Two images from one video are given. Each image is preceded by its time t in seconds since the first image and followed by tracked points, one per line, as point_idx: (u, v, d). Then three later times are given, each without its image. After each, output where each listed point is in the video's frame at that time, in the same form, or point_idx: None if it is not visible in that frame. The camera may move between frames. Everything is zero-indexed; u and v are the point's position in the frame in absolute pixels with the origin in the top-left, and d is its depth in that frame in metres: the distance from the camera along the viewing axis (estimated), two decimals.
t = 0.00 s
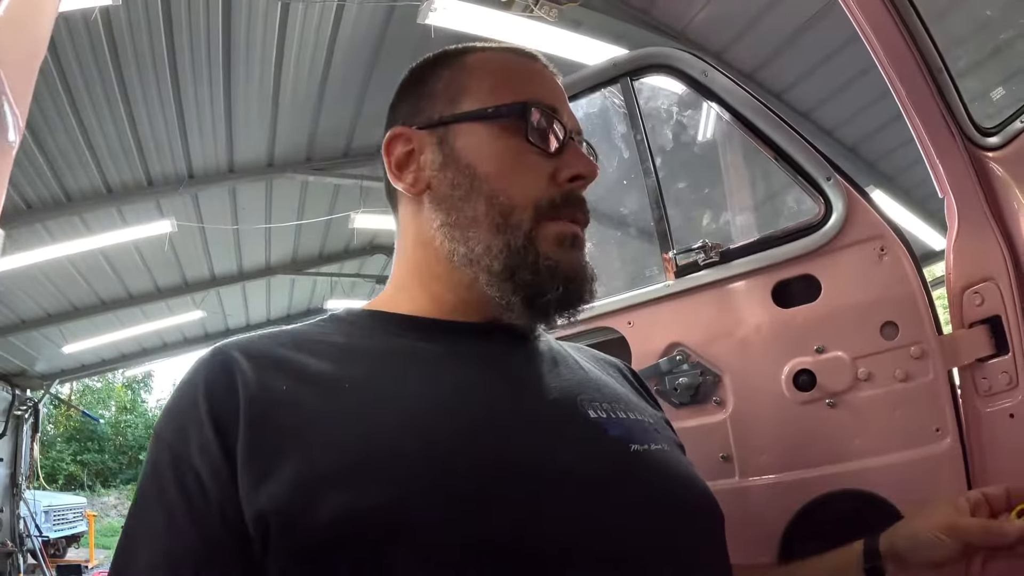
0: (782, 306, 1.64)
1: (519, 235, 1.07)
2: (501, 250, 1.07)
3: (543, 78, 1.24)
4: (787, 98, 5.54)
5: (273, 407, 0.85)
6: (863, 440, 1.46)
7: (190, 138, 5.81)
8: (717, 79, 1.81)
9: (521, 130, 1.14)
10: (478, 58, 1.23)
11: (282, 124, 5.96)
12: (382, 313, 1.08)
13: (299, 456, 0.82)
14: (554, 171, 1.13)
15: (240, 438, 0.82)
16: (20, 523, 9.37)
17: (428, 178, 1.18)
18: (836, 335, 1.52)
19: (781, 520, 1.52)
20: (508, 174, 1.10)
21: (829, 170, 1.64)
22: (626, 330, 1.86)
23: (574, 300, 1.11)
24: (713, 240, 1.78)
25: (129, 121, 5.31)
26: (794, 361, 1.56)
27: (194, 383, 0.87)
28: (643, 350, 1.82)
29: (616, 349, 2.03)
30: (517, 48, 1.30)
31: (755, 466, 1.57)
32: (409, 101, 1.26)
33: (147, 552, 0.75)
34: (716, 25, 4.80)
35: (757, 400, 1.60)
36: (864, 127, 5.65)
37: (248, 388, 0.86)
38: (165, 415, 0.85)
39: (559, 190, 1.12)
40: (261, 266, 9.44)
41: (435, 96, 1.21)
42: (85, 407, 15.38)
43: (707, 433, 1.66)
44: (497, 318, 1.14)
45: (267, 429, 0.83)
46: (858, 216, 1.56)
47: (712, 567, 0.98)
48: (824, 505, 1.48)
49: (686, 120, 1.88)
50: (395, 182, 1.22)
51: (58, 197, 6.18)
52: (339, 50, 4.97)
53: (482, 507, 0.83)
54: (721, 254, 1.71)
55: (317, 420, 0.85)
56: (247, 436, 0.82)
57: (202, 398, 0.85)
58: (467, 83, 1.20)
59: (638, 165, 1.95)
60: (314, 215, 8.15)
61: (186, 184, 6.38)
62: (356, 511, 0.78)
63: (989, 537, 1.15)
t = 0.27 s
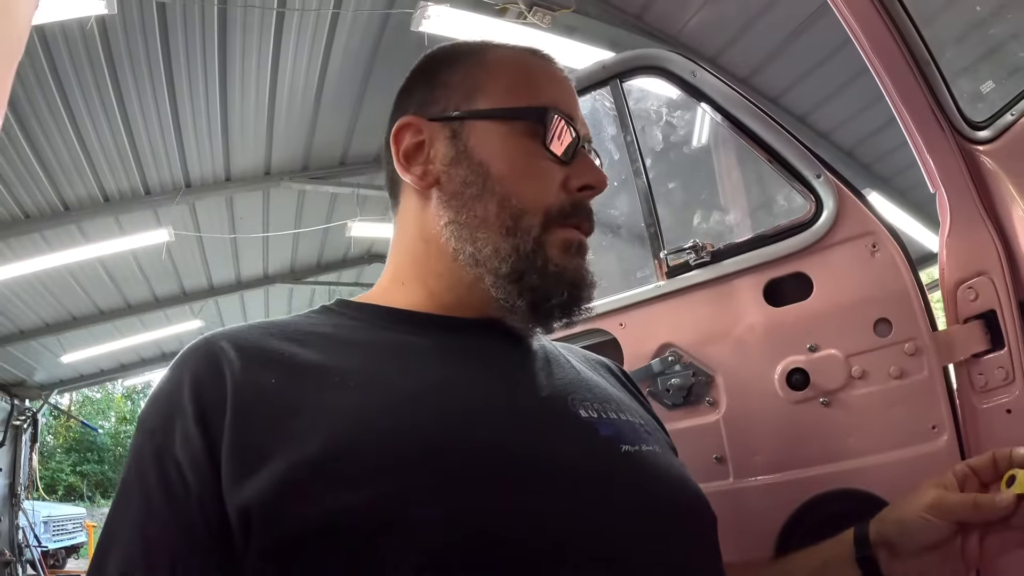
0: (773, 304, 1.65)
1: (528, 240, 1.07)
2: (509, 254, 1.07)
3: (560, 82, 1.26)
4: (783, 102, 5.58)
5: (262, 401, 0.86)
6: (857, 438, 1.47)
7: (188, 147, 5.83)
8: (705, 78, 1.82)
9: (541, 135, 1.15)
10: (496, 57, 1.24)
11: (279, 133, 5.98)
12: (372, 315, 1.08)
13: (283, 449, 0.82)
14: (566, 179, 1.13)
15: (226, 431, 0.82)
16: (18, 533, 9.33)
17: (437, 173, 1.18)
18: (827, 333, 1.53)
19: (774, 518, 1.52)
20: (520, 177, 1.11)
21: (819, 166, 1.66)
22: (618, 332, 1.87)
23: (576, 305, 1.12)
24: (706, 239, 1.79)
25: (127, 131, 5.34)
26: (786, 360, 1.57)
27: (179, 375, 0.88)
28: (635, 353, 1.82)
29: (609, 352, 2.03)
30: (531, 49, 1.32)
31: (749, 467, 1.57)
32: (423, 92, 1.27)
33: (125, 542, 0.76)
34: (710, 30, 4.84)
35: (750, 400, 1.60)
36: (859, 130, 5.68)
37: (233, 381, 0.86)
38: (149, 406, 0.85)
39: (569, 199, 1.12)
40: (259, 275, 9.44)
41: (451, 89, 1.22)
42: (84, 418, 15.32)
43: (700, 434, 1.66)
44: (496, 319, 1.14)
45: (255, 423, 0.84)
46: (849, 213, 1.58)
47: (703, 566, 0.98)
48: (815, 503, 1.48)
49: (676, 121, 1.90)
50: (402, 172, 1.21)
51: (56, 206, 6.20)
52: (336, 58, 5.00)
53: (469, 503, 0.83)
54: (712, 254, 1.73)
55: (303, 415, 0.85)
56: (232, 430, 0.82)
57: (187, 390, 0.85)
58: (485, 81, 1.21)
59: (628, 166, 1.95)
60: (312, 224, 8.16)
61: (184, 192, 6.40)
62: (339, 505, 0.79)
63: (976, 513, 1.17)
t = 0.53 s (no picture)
0: (770, 300, 1.65)
1: (537, 229, 1.08)
2: (517, 243, 1.07)
3: (570, 69, 1.27)
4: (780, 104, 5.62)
5: (259, 391, 0.85)
6: (856, 432, 1.47)
7: (185, 152, 5.84)
8: (699, 77, 1.83)
9: (551, 122, 1.15)
10: (507, 42, 1.25)
11: (277, 138, 6.00)
12: (371, 305, 1.09)
13: (282, 440, 0.82)
14: (576, 167, 1.14)
15: (223, 422, 0.82)
16: (16, 539, 9.30)
17: (445, 159, 1.19)
18: (825, 328, 1.53)
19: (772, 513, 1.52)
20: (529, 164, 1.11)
21: (813, 163, 1.66)
22: (615, 330, 1.87)
23: (583, 297, 1.12)
24: (702, 237, 1.80)
25: (125, 135, 5.35)
26: (783, 355, 1.57)
27: (179, 365, 0.88)
28: (633, 350, 1.83)
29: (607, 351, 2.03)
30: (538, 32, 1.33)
31: (747, 462, 1.57)
32: (431, 79, 1.27)
33: (120, 534, 0.76)
34: (705, 33, 4.87)
35: (748, 395, 1.60)
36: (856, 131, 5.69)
37: (233, 371, 0.86)
38: (148, 397, 0.86)
39: (580, 186, 1.13)
40: (257, 280, 9.45)
41: (460, 74, 1.23)
42: (82, 424, 15.27)
43: (698, 431, 1.66)
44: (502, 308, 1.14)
45: (251, 414, 0.83)
46: (843, 209, 1.58)
47: (703, 558, 0.97)
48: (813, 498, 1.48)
49: (671, 120, 1.90)
50: (410, 158, 1.22)
51: (54, 210, 6.20)
52: (333, 63, 5.02)
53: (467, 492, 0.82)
54: (708, 250, 1.75)
55: (303, 406, 0.85)
56: (232, 421, 0.82)
57: (186, 381, 0.85)
58: (495, 66, 1.21)
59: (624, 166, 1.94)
60: (310, 229, 8.16)
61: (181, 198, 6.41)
62: (333, 496, 0.78)
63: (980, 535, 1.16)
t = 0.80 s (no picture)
0: (771, 298, 1.65)
1: (542, 223, 1.07)
2: (522, 237, 1.07)
3: (572, 57, 1.26)
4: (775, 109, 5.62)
5: (259, 389, 0.85)
6: (860, 428, 1.47)
7: (182, 158, 5.83)
8: (698, 77, 1.81)
9: (554, 109, 1.16)
10: (507, 31, 1.25)
11: (274, 143, 5.99)
12: (373, 299, 1.08)
13: (280, 439, 0.81)
14: (582, 155, 1.14)
15: (222, 422, 0.82)
16: (12, 546, 9.22)
17: (448, 151, 1.19)
18: (826, 325, 1.53)
19: (776, 512, 1.52)
20: (534, 155, 1.11)
21: (813, 161, 1.67)
22: (616, 330, 1.87)
23: (594, 290, 1.11)
24: (703, 236, 1.81)
25: (122, 140, 5.35)
26: (785, 353, 1.57)
27: (180, 362, 0.87)
28: (635, 350, 1.82)
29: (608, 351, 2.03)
30: (542, 20, 1.33)
31: (751, 461, 1.57)
32: (432, 71, 1.27)
33: (116, 535, 0.77)
34: (701, 36, 4.89)
35: (751, 393, 1.59)
36: (852, 134, 5.71)
37: (232, 370, 0.86)
38: (148, 395, 0.86)
39: (586, 174, 1.12)
40: (254, 286, 9.42)
41: (462, 64, 1.23)
42: (78, 431, 15.18)
43: (701, 430, 1.65)
44: (511, 304, 1.14)
45: (251, 413, 0.83)
46: (842, 206, 1.58)
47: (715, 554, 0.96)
48: (816, 495, 1.48)
49: (671, 120, 1.90)
50: (412, 151, 1.21)
51: (50, 215, 6.18)
52: (331, 68, 5.03)
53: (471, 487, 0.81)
54: (708, 250, 1.74)
55: (304, 403, 0.85)
56: (229, 420, 0.82)
57: (184, 379, 0.85)
58: (498, 55, 1.21)
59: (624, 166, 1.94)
60: (307, 234, 8.14)
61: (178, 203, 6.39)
62: (331, 492, 0.78)
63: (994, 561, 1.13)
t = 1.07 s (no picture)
0: (775, 304, 1.65)
1: (558, 231, 1.08)
2: (540, 245, 1.07)
3: (577, 64, 1.28)
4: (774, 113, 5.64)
5: (278, 396, 0.85)
6: (863, 433, 1.47)
7: (180, 165, 5.83)
8: (701, 85, 1.82)
9: (566, 118, 1.16)
10: (513, 40, 1.26)
11: (272, 150, 6.00)
12: (385, 305, 1.08)
13: (299, 447, 0.81)
14: (594, 163, 1.15)
15: (242, 430, 0.81)
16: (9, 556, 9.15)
17: (461, 162, 1.19)
18: (830, 330, 1.53)
19: (783, 517, 1.51)
20: (548, 164, 1.12)
21: (815, 169, 1.68)
22: (620, 337, 1.87)
23: (609, 294, 1.13)
24: (706, 243, 1.80)
25: (120, 147, 5.35)
26: (790, 359, 1.57)
27: (196, 371, 0.86)
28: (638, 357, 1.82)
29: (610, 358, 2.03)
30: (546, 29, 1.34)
31: (758, 466, 1.56)
32: (439, 82, 1.28)
33: (135, 545, 0.76)
34: (698, 43, 4.92)
35: (756, 399, 1.59)
36: (849, 138, 5.74)
37: (250, 378, 0.85)
38: (164, 403, 0.85)
39: (598, 182, 1.14)
40: (251, 294, 9.41)
41: (470, 75, 1.23)
42: (74, 440, 15.07)
43: (706, 436, 1.65)
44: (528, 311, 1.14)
45: (271, 420, 0.83)
46: (845, 212, 1.59)
47: (734, 558, 0.95)
48: (823, 501, 1.47)
49: (672, 128, 1.90)
50: (423, 163, 1.21)
51: (47, 223, 6.17)
52: (329, 75, 5.04)
53: (485, 493, 0.80)
54: (712, 257, 1.74)
55: (321, 411, 0.84)
56: (249, 430, 0.81)
57: (201, 388, 0.84)
58: (505, 66, 1.22)
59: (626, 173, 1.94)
60: (304, 242, 8.13)
61: (175, 211, 6.40)
62: (350, 500, 0.78)
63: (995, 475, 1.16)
